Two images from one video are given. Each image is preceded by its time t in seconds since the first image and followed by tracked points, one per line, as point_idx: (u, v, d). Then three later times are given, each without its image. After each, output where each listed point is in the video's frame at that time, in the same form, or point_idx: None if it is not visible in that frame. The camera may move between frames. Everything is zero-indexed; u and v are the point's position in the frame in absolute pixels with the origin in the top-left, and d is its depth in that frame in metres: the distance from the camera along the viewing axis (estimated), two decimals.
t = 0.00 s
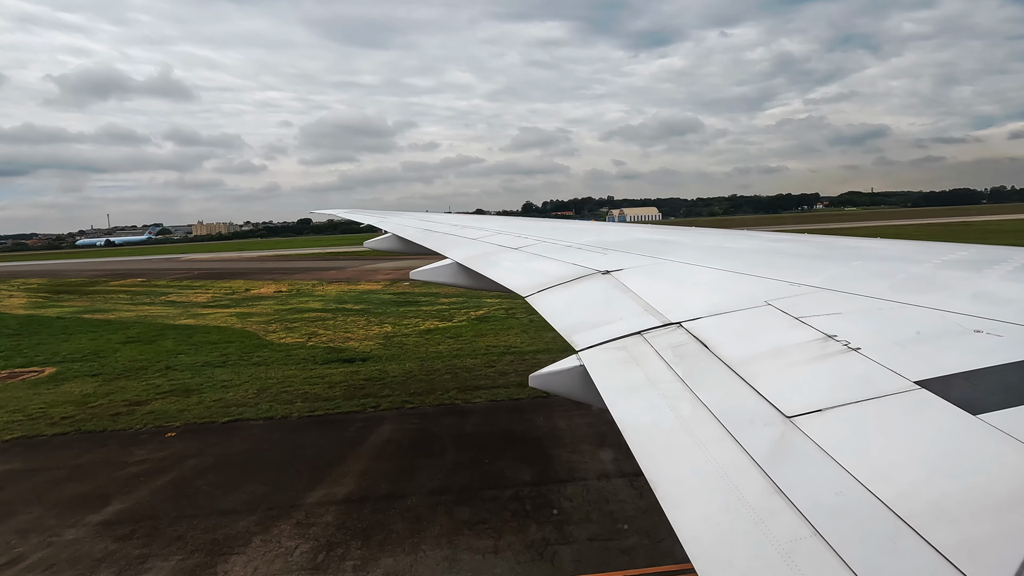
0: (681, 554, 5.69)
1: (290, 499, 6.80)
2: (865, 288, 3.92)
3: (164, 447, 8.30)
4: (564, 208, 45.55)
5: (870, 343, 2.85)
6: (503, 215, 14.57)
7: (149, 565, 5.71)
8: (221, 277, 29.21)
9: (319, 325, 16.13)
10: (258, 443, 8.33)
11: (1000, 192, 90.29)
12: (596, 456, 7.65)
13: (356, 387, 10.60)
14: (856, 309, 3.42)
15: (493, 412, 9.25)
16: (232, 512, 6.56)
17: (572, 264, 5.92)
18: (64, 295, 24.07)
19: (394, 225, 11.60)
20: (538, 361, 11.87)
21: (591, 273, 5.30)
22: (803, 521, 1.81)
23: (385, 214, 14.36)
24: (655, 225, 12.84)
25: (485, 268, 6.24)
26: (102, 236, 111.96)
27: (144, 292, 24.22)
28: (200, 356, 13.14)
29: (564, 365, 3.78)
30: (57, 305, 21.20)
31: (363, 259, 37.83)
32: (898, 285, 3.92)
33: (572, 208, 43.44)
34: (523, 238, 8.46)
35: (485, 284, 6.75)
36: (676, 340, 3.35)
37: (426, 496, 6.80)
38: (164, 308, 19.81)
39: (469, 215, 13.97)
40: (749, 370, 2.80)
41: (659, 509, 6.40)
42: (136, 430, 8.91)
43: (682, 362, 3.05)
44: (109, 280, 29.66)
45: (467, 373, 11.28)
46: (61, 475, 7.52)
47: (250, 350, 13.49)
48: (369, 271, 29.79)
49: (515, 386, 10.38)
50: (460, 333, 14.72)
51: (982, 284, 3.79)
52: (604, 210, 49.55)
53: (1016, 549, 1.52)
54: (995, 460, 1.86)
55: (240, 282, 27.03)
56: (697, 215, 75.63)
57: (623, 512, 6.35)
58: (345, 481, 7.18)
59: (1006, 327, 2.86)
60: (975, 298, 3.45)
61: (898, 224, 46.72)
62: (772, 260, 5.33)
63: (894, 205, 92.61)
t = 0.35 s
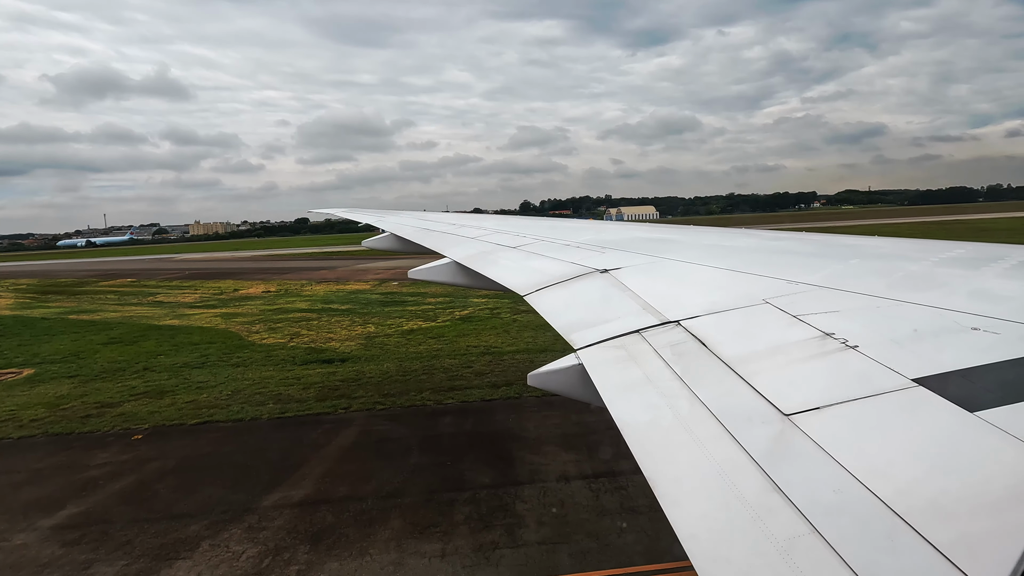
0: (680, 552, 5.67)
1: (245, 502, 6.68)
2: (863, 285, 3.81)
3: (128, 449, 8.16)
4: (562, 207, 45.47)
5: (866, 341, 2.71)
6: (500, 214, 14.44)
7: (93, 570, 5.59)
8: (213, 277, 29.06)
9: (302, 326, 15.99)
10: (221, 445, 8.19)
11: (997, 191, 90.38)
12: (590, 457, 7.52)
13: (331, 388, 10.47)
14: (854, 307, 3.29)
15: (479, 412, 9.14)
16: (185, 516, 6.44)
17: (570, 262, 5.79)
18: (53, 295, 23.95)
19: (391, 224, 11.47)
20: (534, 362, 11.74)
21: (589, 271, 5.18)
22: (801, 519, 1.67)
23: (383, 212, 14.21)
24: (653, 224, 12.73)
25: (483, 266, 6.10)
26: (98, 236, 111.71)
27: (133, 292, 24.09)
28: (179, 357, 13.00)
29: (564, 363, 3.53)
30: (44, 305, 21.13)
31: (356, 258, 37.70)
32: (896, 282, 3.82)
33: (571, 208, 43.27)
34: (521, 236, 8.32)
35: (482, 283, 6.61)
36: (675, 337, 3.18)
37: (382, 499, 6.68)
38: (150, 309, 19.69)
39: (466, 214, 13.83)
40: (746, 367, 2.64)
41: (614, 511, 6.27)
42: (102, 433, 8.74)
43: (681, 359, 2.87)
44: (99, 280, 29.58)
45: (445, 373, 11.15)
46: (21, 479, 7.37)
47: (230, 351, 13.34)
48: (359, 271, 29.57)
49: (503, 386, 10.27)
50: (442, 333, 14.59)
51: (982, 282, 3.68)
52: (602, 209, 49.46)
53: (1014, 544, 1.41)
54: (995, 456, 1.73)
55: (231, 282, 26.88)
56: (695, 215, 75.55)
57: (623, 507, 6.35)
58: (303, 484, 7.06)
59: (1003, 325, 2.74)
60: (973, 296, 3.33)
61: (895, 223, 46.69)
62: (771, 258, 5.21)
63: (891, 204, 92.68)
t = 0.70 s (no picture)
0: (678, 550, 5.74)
1: (201, 506, 6.68)
2: (859, 283, 3.81)
3: (94, 452, 8.14)
4: (560, 206, 45.44)
5: (864, 339, 2.71)
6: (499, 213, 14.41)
7: None
8: (204, 277, 28.96)
9: (286, 326, 15.95)
10: (189, 448, 8.18)
11: (993, 189, 90.60)
12: (583, 457, 7.53)
13: (306, 389, 10.46)
14: (852, 304, 3.30)
15: (469, 412, 9.16)
16: (139, 520, 6.43)
17: (568, 261, 5.80)
18: (40, 296, 23.87)
19: (389, 223, 11.43)
20: (530, 361, 11.74)
21: (587, 270, 5.18)
22: (799, 516, 1.68)
23: (381, 211, 14.16)
24: (652, 223, 12.73)
25: (480, 265, 6.10)
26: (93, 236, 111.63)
27: (122, 293, 24.02)
28: (158, 359, 12.95)
29: (561, 362, 3.54)
30: (30, 305, 21.09)
31: (351, 258, 37.65)
32: (893, 280, 3.82)
33: (569, 207, 43.20)
34: (520, 235, 8.30)
35: (481, 283, 6.60)
36: (673, 336, 3.18)
37: (341, 501, 6.68)
38: (136, 309, 19.62)
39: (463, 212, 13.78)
40: (744, 365, 2.65)
41: (568, 514, 6.27)
42: (70, 435, 8.71)
43: (679, 358, 2.87)
44: (89, 280, 29.55)
45: (422, 374, 11.15)
46: None
47: (211, 352, 13.31)
48: (346, 272, 29.37)
49: (494, 386, 10.28)
50: (424, 333, 14.60)
51: (978, 279, 3.69)
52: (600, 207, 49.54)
53: (1009, 540, 1.42)
54: (990, 452, 1.74)
55: (221, 282, 26.83)
56: (691, 213, 75.60)
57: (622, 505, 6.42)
58: (263, 487, 7.05)
59: (1001, 322, 2.75)
60: (970, 293, 3.34)
61: (891, 221, 46.72)
62: (768, 256, 5.22)
63: (888, 202, 92.88)
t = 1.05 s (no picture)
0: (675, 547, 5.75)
1: (159, 511, 6.65)
2: (858, 281, 3.80)
3: (60, 455, 8.10)
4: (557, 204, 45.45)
5: (862, 337, 2.71)
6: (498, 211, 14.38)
7: None
8: (196, 277, 28.87)
9: (271, 327, 15.91)
10: (155, 451, 8.16)
11: (989, 186, 90.84)
12: (576, 456, 7.54)
13: (281, 391, 10.44)
14: (850, 303, 3.29)
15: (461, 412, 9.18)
16: (95, 524, 6.39)
17: (566, 260, 5.80)
18: (28, 296, 23.82)
19: (386, 222, 11.39)
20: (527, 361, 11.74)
21: (586, 269, 5.18)
22: (797, 514, 1.68)
23: (380, 211, 14.10)
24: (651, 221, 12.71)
25: (478, 264, 6.10)
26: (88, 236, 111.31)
27: (110, 293, 23.95)
28: (138, 360, 12.92)
29: (559, 360, 3.54)
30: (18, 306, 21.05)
31: (345, 257, 37.57)
32: (891, 278, 3.82)
33: (566, 205, 43.15)
34: (518, 234, 8.29)
35: (480, 281, 6.60)
36: (671, 334, 3.18)
37: (300, 505, 6.66)
38: (123, 310, 19.56)
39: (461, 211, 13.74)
40: (743, 363, 2.65)
41: (524, 517, 6.24)
42: (39, 438, 8.67)
43: (677, 356, 2.87)
44: (80, 280, 29.51)
45: (400, 374, 11.15)
46: None
47: (192, 353, 13.28)
48: (336, 271, 29.26)
49: (481, 386, 10.29)
50: (408, 333, 14.58)
51: (974, 277, 3.69)
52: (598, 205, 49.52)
53: (1007, 538, 1.42)
54: (988, 449, 1.75)
55: (212, 282, 26.76)
56: (688, 212, 75.67)
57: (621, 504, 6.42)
58: (224, 490, 7.03)
59: (998, 320, 2.75)
60: (966, 291, 3.35)
61: (888, 218, 46.79)
62: (765, 254, 5.22)
63: (884, 200, 93.11)
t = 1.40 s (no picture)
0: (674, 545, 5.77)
1: (119, 515, 6.60)
2: (855, 280, 3.81)
3: (29, 458, 8.05)
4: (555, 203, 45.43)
5: (859, 335, 2.72)
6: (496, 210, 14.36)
7: None
8: (188, 278, 28.81)
9: (257, 327, 15.89)
10: (124, 454, 8.12)
11: (986, 184, 91.00)
12: (569, 455, 7.54)
13: (258, 392, 10.41)
14: (847, 301, 3.30)
15: (454, 412, 9.18)
16: (53, 528, 6.35)
17: (564, 258, 5.82)
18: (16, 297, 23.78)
19: (384, 222, 11.35)
20: (525, 360, 11.75)
21: (584, 267, 5.19)
22: (795, 512, 1.68)
23: (377, 211, 14.03)
24: (650, 220, 12.71)
25: (477, 263, 6.10)
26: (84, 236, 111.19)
27: (99, 294, 23.87)
28: (120, 361, 12.88)
29: (557, 359, 3.54)
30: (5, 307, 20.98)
31: (339, 257, 37.54)
32: (888, 276, 3.83)
33: (564, 204, 43.13)
34: (517, 233, 8.29)
35: (478, 280, 6.60)
36: (669, 333, 3.19)
37: (261, 508, 6.63)
38: (110, 311, 19.51)
39: (459, 210, 13.70)
40: (742, 362, 2.65)
41: (483, 520, 6.19)
42: (10, 441, 8.62)
43: (676, 355, 2.88)
44: (71, 281, 29.45)
45: (379, 375, 11.13)
46: None
47: (175, 355, 13.25)
48: (328, 271, 29.18)
49: (474, 386, 10.30)
50: (393, 334, 14.56)
51: (971, 275, 3.71)
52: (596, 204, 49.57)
53: (1005, 535, 1.42)
54: (985, 447, 1.75)
55: (202, 282, 26.66)
56: (685, 212, 75.73)
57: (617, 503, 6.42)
58: (186, 494, 6.99)
59: (995, 317, 2.76)
60: (963, 288, 3.37)
61: (885, 217, 46.82)
62: (763, 252, 5.23)
63: (882, 199, 93.28)
